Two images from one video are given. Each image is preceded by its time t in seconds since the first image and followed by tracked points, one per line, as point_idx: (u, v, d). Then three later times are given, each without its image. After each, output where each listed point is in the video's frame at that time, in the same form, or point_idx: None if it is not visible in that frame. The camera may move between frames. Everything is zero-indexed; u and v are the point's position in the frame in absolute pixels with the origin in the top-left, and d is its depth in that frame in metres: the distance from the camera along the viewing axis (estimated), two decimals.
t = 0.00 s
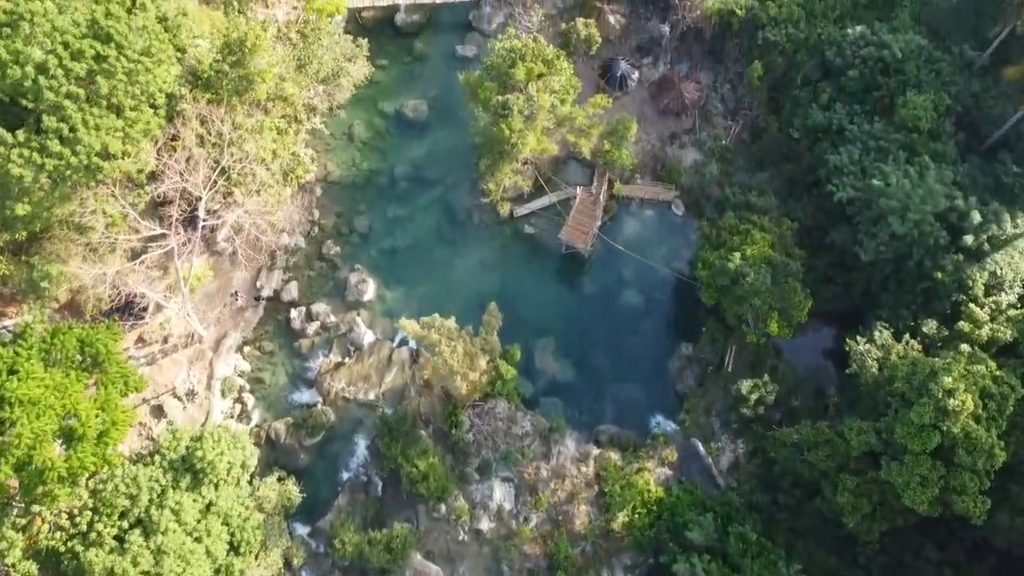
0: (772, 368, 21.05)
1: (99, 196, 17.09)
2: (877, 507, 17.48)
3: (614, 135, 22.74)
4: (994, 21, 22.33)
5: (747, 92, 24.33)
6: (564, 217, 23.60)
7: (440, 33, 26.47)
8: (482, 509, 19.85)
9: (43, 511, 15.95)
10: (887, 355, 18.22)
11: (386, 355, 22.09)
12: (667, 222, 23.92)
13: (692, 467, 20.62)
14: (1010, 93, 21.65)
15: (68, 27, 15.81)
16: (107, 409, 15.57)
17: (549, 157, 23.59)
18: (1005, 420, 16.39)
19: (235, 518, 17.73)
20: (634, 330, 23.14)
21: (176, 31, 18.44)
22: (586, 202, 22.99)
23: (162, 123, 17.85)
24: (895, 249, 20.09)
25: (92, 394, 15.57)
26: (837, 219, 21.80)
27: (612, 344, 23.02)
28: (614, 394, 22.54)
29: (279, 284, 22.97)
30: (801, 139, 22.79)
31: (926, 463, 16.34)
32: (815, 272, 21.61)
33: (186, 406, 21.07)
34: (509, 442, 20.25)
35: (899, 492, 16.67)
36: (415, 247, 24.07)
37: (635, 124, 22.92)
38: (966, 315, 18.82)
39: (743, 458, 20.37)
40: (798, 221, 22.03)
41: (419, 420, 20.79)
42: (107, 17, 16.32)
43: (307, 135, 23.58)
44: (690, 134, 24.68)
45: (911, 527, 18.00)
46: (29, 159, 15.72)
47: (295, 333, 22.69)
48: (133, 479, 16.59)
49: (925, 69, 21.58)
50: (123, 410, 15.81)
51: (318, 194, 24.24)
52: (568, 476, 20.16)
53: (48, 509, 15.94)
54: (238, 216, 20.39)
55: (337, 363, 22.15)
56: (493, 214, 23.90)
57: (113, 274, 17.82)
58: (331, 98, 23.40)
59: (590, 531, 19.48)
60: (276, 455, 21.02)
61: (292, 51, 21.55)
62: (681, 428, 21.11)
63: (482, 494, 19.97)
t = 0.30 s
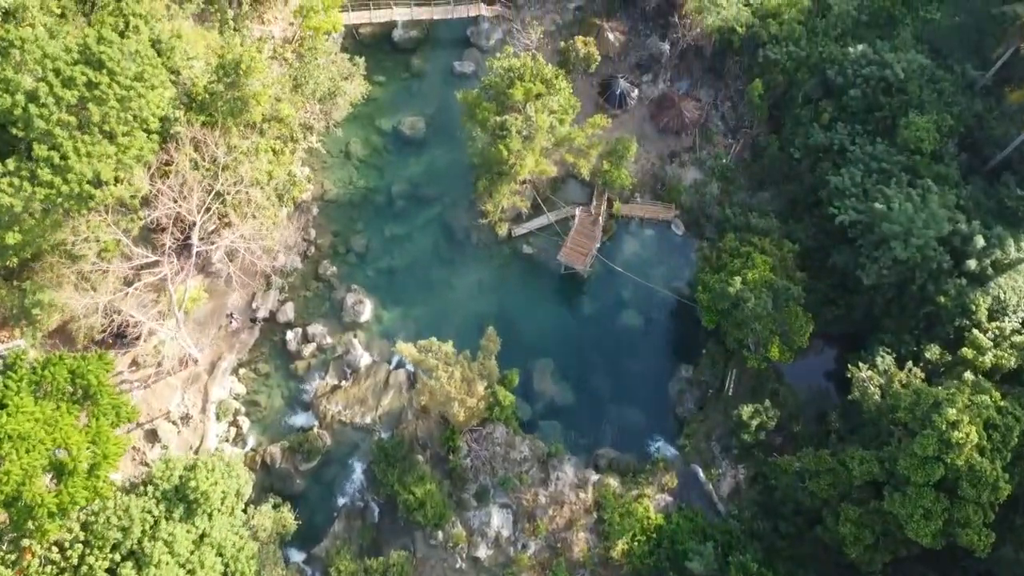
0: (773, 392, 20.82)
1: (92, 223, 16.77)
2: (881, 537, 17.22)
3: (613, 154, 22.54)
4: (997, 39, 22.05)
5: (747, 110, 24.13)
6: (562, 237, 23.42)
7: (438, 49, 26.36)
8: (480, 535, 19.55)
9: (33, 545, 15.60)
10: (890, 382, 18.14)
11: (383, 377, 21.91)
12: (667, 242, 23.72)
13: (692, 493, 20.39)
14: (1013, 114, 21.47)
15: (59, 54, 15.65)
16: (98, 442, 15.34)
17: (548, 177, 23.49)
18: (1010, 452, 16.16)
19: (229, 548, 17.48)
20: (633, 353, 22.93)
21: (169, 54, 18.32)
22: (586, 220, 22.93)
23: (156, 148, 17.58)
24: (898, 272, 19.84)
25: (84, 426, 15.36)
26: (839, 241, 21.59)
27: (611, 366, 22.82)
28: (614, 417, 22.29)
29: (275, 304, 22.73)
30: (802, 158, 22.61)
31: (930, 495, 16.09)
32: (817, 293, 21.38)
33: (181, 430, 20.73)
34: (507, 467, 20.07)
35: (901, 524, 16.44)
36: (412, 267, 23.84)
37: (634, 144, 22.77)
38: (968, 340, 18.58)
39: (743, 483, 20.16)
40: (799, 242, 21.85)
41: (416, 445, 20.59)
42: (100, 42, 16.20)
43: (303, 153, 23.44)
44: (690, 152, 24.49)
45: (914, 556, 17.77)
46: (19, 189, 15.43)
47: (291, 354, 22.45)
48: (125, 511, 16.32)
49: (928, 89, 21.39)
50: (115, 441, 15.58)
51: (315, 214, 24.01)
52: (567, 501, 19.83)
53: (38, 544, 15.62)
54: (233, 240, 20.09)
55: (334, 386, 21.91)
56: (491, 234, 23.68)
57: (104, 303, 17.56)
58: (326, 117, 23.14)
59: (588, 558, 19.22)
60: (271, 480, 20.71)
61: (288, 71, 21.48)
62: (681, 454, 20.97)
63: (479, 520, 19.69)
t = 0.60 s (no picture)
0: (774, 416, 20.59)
1: (85, 251, 16.60)
2: (884, 569, 16.88)
3: (612, 174, 22.33)
4: (1002, 60, 21.63)
5: (748, 127, 23.92)
6: (561, 257, 23.19)
7: (437, 65, 26.09)
8: (478, 562, 19.33)
9: None
10: (893, 409, 17.83)
11: (380, 400, 21.65)
12: (667, 261, 23.52)
13: (692, 519, 20.18)
14: (1017, 134, 21.25)
15: (51, 82, 15.57)
16: (90, 474, 15.13)
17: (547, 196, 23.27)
18: (1015, 483, 16.01)
19: None
20: (633, 374, 22.70)
21: (163, 77, 18.14)
22: (586, 241, 22.55)
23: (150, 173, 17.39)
24: (901, 296, 19.60)
25: (75, 458, 15.10)
26: (842, 263, 21.36)
27: (610, 387, 22.60)
28: (613, 440, 22.06)
29: (271, 325, 22.51)
30: (803, 178, 22.40)
31: (933, 528, 15.85)
32: (819, 315, 21.12)
33: (175, 454, 20.50)
34: (506, 493, 19.90)
35: (905, 557, 16.17)
36: (410, 286, 23.61)
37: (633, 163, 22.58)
38: (972, 366, 18.21)
39: (744, 509, 19.94)
40: (801, 264, 21.68)
41: (414, 470, 20.34)
42: (92, 69, 16.08)
43: (299, 172, 23.22)
44: (690, 171, 24.32)
45: None
46: (9, 219, 15.24)
47: (287, 376, 22.23)
48: (117, 543, 16.10)
49: (931, 109, 21.17)
50: (107, 474, 15.36)
51: (311, 233, 23.77)
52: (566, 528, 19.57)
53: None
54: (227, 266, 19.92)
55: (331, 409, 21.71)
56: (489, 254, 23.45)
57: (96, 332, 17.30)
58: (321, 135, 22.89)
59: None
60: (266, 505, 20.55)
61: (285, 91, 21.39)
62: (682, 479, 20.80)
63: (477, 546, 19.46)
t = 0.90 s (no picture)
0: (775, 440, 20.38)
1: (79, 279, 16.46)
2: None
3: (612, 194, 22.08)
4: (1004, 81, 21.36)
5: (748, 145, 23.70)
6: (560, 277, 23.03)
7: (435, 81, 25.94)
8: None
9: None
10: (896, 436, 17.61)
11: (377, 423, 21.44)
12: (667, 282, 23.35)
13: (692, 546, 20.05)
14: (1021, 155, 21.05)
15: (43, 108, 15.33)
16: (83, 508, 14.93)
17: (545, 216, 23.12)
18: (1020, 518, 15.88)
19: None
20: (633, 396, 22.48)
21: (157, 100, 17.93)
22: (585, 261, 22.54)
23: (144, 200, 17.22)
24: (903, 320, 19.39)
25: (66, 493, 14.87)
26: (844, 284, 21.15)
27: (610, 409, 22.38)
28: (613, 464, 21.84)
29: (267, 346, 22.26)
30: (804, 198, 22.18)
31: (937, 561, 15.76)
32: (820, 337, 20.89)
33: (170, 479, 20.28)
34: (505, 520, 19.63)
35: None
36: (408, 307, 23.40)
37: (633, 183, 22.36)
38: (976, 394, 18.00)
39: (745, 535, 19.68)
40: (802, 286, 21.50)
41: (411, 495, 20.12)
42: (85, 94, 15.84)
43: (296, 192, 23.09)
44: (690, 190, 24.11)
45: None
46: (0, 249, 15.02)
47: (284, 399, 22.00)
48: None
49: (934, 129, 20.96)
50: (99, 507, 15.16)
51: (307, 252, 23.53)
52: (565, 555, 19.43)
53: None
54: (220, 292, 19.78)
55: (327, 432, 21.50)
56: (488, 274, 23.25)
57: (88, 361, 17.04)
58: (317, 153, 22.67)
59: None
60: (262, 530, 20.33)
61: (281, 112, 21.23)
62: (682, 505, 20.60)
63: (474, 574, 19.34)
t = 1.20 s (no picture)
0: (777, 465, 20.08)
1: (74, 307, 16.23)
2: None
3: (611, 214, 21.99)
4: (1009, 99, 21.06)
5: (749, 164, 23.50)
6: (559, 297, 22.86)
7: (433, 96, 25.74)
8: None
9: None
10: (899, 464, 17.41)
11: (374, 446, 21.20)
12: (667, 301, 23.13)
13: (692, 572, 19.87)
14: None
15: (33, 135, 15.08)
16: (75, 542, 14.72)
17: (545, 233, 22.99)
18: None
19: None
20: (632, 418, 22.24)
21: (151, 124, 17.71)
22: (583, 281, 22.34)
23: (137, 226, 17.04)
24: (906, 345, 19.16)
25: (56, 527, 14.64)
26: (846, 306, 20.92)
27: (609, 431, 22.14)
28: (613, 487, 21.57)
29: (263, 368, 22.17)
30: (806, 218, 21.99)
31: None
32: (821, 359, 20.73)
33: (165, 503, 20.05)
34: (503, 545, 19.44)
35: None
36: (406, 327, 23.17)
37: (633, 202, 22.18)
38: (980, 420, 17.65)
39: (746, 562, 19.40)
40: (804, 307, 21.31)
41: (410, 519, 20.03)
42: (77, 120, 15.63)
43: (292, 210, 22.90)
44: (691, 208, 23.88)
45: None
46: None
47: (280, 421, 21.75)
48: None
49: (936, 150, 20.77)
50: (91, 540, 14.95)
51: (304, 271, 23.32)
52: None
53: None
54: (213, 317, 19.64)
55: (323, 455, 21.20)
56: (486, 293, 23.03)
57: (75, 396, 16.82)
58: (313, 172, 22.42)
59: None
60: (258, 555, 20.19)
61: (277, 132, 21.10)
62: (682, 530, 20.37)
63: None
